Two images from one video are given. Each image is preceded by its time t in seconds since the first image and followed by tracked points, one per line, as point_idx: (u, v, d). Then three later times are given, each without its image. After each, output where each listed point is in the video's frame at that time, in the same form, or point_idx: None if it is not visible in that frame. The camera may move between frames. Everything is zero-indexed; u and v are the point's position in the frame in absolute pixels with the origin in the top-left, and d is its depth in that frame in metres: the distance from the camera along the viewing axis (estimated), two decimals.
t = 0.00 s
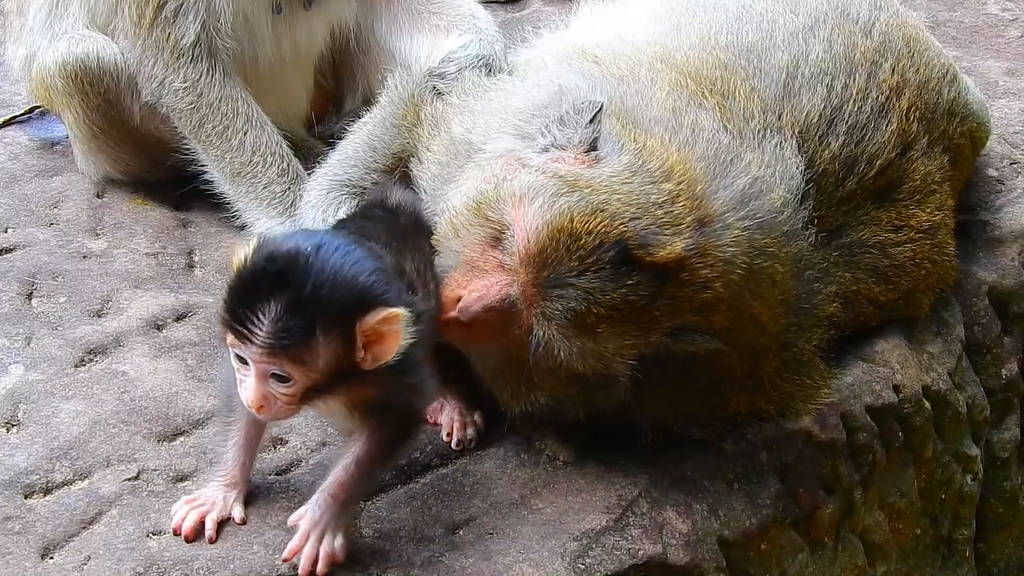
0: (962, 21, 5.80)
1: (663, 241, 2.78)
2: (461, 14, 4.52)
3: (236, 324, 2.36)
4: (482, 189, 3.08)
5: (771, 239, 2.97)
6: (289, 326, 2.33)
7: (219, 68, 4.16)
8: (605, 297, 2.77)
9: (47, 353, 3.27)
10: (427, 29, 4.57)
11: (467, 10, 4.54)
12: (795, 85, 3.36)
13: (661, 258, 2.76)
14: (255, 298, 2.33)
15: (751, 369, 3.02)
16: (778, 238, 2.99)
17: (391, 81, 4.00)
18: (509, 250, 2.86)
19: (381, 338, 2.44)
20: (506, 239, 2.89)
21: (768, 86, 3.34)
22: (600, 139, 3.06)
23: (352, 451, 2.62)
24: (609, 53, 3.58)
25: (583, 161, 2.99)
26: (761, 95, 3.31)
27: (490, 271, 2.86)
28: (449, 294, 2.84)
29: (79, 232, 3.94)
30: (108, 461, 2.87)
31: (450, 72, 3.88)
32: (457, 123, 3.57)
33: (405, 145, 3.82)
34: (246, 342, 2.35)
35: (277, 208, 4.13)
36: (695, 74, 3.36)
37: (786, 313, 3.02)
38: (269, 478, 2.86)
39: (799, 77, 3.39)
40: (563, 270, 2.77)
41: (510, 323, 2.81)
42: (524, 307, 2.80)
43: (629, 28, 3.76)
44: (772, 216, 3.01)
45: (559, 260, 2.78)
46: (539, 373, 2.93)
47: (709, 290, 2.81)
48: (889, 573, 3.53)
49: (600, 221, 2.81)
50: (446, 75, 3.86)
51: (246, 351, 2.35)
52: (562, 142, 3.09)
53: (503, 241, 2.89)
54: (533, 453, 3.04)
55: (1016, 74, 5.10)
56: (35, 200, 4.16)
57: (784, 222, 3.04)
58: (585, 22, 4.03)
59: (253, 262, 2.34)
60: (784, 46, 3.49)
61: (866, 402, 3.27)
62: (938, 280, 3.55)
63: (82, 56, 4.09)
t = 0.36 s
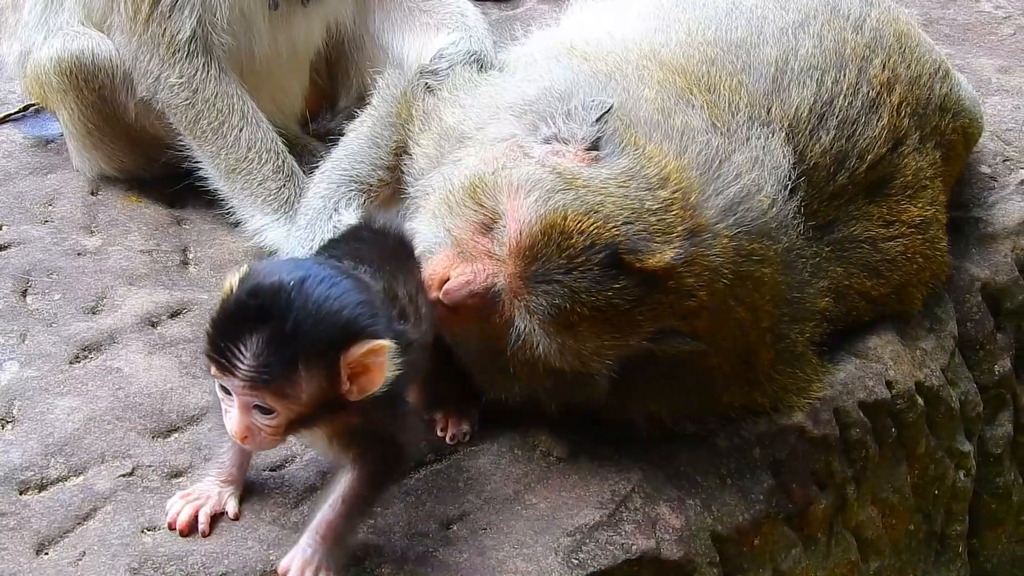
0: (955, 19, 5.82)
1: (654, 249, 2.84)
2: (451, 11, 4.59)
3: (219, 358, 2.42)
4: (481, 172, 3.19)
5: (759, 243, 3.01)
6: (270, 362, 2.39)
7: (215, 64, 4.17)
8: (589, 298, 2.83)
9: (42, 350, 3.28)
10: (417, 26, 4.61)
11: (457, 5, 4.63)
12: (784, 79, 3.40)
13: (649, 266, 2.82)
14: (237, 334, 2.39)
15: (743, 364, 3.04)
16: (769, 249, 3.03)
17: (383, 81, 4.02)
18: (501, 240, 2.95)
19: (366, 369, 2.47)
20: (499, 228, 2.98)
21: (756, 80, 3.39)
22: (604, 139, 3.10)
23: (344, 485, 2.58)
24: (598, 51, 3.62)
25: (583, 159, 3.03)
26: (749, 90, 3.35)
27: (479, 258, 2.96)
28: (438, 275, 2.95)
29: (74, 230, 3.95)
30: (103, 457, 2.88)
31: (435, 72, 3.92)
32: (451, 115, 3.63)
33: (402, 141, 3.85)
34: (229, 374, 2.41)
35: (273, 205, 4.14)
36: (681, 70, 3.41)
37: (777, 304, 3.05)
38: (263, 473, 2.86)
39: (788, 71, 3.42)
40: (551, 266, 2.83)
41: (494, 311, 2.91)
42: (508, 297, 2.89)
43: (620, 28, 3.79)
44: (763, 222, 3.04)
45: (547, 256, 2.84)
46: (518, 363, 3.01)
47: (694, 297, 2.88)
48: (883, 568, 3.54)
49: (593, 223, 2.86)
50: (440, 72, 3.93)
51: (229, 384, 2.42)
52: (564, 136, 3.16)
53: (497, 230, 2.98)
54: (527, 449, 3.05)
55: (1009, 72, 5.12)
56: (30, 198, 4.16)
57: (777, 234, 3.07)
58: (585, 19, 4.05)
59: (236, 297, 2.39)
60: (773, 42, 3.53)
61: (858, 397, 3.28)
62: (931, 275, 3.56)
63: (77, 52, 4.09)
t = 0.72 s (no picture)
0: (952, 14, 5.81)
1: (637, 261, 2.84)
2: (426, 18, 4.53)
3: (141, 300, 2.37)
4: (461, 186, 3.20)
5: (746, 248, 3.00)
6: (185, 310, 2.32)
7: (207, 60, 4.14)
8: (576, 311, 2.83)
9: (39, 344, 3.28)
10: (397, 32, 4.58)
11: (434, 9, 4.57)
12: (775, 73, 3.41)
13: (635, 276, 2.83)
14: (159, 278, 2.34)
15: (738, 361, 3.03)
16: (762, 256, 3.02)
17: (360, 97, 4.01)
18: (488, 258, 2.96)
19: (285, 339, 2.35)
20: (483, 246, 3.00)
21: (747, 75, 3.40)
22: (584, 150, 3.09)
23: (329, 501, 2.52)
24: (582, 53, 3.64)
25: (563, 171, 3.04)
26: (738, 84, 3.37)
27: (464, 276, 2.97)
28: (421, 292, 2.95)
29: (70, 224, 3.94)
30: (99, 451, 2.88)
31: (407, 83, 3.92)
32: (433, 125, 3.64)
33: (388, 154, 3.83)
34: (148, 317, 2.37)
35: (269, 199, 4.15)
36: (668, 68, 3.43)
37: (771, 301, 3.04)
38: (259, 467, 2.87)
39: (779, 65, 3.43)
40: (540, 281, 2.83)
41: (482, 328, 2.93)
42: (497, 313, 2.91)
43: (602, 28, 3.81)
44: (750, 224, 3.03)
45: (535, 270, 2.84)
46: (505, 375, 3.04)
47: (677, 301, 2.87)
48: (880, 564, 3.54)
49: (576, 236, 2.86)
50: (413, 82, 3.92)
51: (148, 329, 2.37)
52: (543, 144, 3.19)
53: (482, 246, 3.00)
54: (524, 444, 3.05)
55: (1006, 67, 5.12)
56: (26, 193, 4.16)
57: (769, 236, 3.06)
58: (569, 20, 4.06)
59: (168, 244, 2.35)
60: (763, 37, 3.54)
61: (855, 393, 3.28)
62: (929, 271, 3.56)
63: (73, 47, 4.08)
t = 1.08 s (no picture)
0: (949, 13, 5.80)
1: (628, 245, 2.84)
2: (418, 22, 4.53)
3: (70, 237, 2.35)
4: (450, 172, 3.19)
5: (734, 243, 3.00)
6: (109, 249, 2.29)
7: (200, 61, 4.15)
8: (566, 295, 2.82)
9: (34, 346, 3.27)
10: (389, 34, 4.55)
11: (426, 12, 4.56)
12: (768, 71, 3.41)
13: (626, 261, 2.82)
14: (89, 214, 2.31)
15: (731, 358, 3.04)
16: (752, 252, 3.03)
17: (349, 100, 4.03)
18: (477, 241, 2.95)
19: (205, 291, 2.33)
20: (473, 229, 2.98)
21: (739, 73, 3.41)
22: (573, 139, 3.09)
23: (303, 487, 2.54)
24: (575, 49, 3.64)
25: (552, 158, 3.04)
26: (731, 82, 3.37)
27: (452, 260, 2.96)
28: (408, 277, 2.95)
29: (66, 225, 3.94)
30: (95, 453, 2.87)
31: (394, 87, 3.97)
32: (422, 121, 3.64)
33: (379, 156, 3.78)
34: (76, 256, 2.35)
35: (264, 201, 4.12)
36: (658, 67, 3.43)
37: (763, 297, 3.05)
38: (255, 470, 2.86)
39: (773, 63, 3.44)
40: (530, 263, 2.82)
41: (469, 312, 2.93)
42: (487, 297, 2.90)
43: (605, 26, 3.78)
44: (737, 221, 3.03)
45: (526, 253, 2.83)
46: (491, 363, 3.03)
47: (662, 294, 2.88)
48: (878, 564, 3.54)
49: (566, 219, 2.86)
50: (400, 83, 4.00)
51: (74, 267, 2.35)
52: (532, 137, 3.18)
53: (472, 230, 2.98)
54: (520, 446, 3.05)
55: (1004, 66, 5.11)
56: (22, 196, 4.16)
57: (761, 232, 3.07)
58: (565, 17, 4.06)
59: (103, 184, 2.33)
60: (757, 35, 3.54)
61: (852, 393, 3.27)
62: (926, 271, 3.56)
63: (68, 50, 4.05)
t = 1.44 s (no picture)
0: (945, 10, 5.80)
1: (634, 222, 2.85)
2: (413, 17, 4.56)
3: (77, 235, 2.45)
4: (454, 154, 3.20)
5: (736, 232, 3.01)
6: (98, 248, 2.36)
7: (194, 57, 4.14)
8: (574, 271, 2.84)
9: (28, 342, 3.27)
10: (384, 29, 4.58)
11: (421, 7, 4.60)
12: (764, 67, 3.42)
13: (635, 238, 2.83)
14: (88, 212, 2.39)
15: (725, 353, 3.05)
16: (753, 241, 3.03)
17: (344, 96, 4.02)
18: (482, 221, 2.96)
19: (165, 297, 2.31)
20: (479, 208, 2.99)
21: (737, 69, 3.41)
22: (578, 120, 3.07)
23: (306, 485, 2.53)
24: (578, 41, 3.62)
25: (555, 138, 3.03)
26: (731, 76, 3.38)
27: (457, 241, 2.95)
28: (411, 259, 2.95)
29: (61, 221, 3.93)
30: (89, 450, 2.87)
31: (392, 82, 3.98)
32: (423, 108, 3.64)
33: (377, 148, 3.78)
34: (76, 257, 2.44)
35: (259, 197, 4.11)
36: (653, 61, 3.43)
37: (761, 293, 3.06)
38: (249, 466, 2.86)
39: (768, 59, 3.44)
40: (538, 239, 2.84)
41: (476, 294, 2.91)
42: (494, 274, 2.89)
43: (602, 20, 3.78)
44: (740, 208, 3.04)
45: (532, 229, 2.85)
46: (497, 348, 3.00)
47: (669, 274, 2.90)
48: (872, 562, 3.54)
49: (573, 197, 2.87)
50: (397, 75, 4.02)
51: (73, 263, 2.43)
52: (533, 122, 3.16)
53: (477, 209, 3.00)
54: (515, 443, 3.05)
55: (1000, 63, 5.11)
56: (17, 191, 4.15)
57: (763, 223, 3.09)
58: (564, 10, 4.07)
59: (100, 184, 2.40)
60: (752, 31, 3.54)
61: (847, 390, 3.28)
62: (920, 267, 3.56)
63: (63, 45, 4.04)
